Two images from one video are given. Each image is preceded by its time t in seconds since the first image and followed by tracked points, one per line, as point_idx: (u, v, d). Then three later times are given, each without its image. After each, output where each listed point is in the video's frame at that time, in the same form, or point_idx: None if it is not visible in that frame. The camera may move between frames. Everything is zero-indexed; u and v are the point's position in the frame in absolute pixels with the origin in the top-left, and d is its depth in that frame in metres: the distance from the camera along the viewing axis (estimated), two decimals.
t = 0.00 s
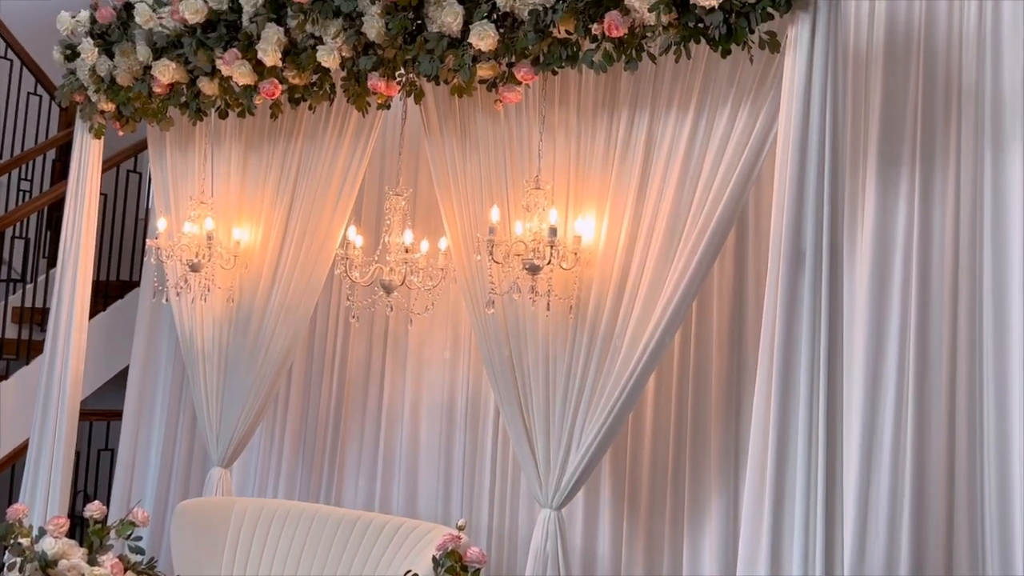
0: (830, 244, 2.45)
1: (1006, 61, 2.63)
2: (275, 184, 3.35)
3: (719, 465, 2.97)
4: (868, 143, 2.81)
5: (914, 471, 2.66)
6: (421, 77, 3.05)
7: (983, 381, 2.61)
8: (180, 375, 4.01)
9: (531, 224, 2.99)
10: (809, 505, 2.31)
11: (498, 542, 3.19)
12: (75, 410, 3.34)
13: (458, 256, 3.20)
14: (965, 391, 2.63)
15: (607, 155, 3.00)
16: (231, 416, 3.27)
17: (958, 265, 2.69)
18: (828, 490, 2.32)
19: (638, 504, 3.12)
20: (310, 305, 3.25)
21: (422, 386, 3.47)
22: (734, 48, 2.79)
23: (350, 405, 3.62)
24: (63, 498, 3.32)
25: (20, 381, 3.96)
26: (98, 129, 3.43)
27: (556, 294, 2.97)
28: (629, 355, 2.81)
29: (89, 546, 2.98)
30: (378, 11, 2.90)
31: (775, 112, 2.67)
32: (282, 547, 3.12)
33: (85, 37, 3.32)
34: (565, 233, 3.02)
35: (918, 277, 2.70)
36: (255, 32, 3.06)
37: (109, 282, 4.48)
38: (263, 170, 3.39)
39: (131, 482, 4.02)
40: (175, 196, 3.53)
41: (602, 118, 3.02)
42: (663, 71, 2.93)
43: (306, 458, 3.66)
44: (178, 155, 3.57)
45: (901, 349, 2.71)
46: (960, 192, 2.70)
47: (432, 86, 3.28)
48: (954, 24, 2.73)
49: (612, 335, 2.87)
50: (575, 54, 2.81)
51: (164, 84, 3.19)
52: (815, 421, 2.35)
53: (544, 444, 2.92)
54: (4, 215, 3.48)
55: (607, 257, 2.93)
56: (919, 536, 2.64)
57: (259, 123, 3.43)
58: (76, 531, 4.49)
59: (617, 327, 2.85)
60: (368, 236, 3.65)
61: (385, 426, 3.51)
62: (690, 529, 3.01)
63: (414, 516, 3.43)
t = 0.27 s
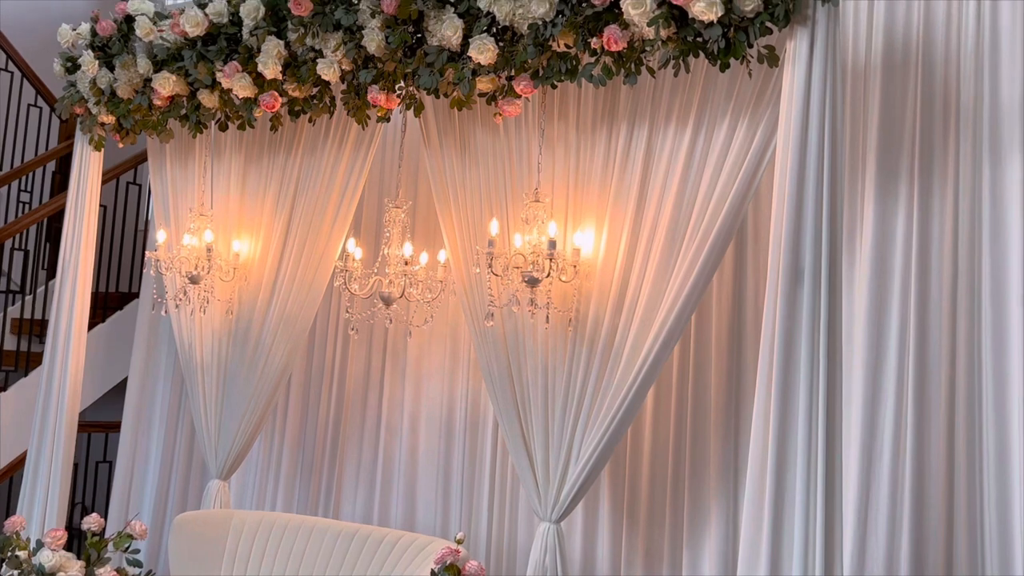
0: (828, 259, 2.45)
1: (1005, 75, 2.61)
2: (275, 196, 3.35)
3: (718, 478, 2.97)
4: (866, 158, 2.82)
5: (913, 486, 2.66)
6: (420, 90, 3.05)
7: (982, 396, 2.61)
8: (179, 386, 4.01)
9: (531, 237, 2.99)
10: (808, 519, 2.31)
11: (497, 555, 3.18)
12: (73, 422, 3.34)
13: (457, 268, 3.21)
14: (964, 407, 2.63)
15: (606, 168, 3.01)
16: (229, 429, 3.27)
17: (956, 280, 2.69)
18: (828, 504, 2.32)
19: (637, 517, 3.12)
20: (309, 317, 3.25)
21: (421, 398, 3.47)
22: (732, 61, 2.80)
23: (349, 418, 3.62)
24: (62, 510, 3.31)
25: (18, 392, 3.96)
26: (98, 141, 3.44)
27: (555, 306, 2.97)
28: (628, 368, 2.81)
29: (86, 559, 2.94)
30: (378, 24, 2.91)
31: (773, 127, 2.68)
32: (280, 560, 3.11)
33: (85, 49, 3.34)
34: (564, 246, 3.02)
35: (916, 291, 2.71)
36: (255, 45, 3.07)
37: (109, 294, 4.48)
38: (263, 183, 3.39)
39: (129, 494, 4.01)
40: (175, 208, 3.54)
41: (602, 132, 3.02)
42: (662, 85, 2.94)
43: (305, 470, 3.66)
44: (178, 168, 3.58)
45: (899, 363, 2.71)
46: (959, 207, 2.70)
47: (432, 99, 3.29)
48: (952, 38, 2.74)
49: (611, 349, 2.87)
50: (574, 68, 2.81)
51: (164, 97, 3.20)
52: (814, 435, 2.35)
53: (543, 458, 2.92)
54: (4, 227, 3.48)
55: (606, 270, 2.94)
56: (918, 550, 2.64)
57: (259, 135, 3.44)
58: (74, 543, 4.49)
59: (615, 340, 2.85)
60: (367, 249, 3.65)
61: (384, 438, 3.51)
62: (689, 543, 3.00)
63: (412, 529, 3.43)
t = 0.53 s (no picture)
0: (827, 272, 2.45)
1: (1002, 89, 2.65)
2: (274, 208, 3.35)
3: (718, 491, 2.96)
4: (864, 171, 2.82)
5: (912, 500, 2.65)
6: (420, 103, 3.06)
7: (982, 410, 2.60)
8: (177, 398, 4.01)
9: (530, 249, 3.00)
10: (807, 533, 2.30)
11: (495, 568, 3.17)
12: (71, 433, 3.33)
13: (456, 280, 3.21)
14: (963, 420, 2.63)
15: (605, 181, 3.01)
16: (227, 440, 3.26)
17: (955, 293, 2.69)
18: (827, 519, 2.31)
19: (636, 530, 3.11)
20: (308, 329, 3.25)
21: (420, 410, 3.46)
22: (731, 74, 2.80)
23: (347, 429, 3.61)
24: (59, 523, 3.31)
25: (16, 404, 3.96)
26: (98, 152, 3.44)
27: (554, 318, 2.97)
28: (626, 381, 2.80)
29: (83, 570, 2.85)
30: (378, 37, 2.91)
31: (772, 140, 2.68)
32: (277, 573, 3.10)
33: (85, 61, 3.35)
34: (563, 258, 3.02)
35: (915, 304, 2.70)
36: (255, 57, 3.08)
37: (107, 305, 4.47)
38: (262, 194, 3.40)
39: (127, 506, 4.01)
40: (174, 219, 3.54)
41: (601, 144, 3.03)
42: (660, 98, 2.95)
43: (303, 482, 3.65)
44: (178, 180, 3.58)
45: (898, 376, 2.70)
46: (957, 220, 2.70)
47: (431, 111, 3.30)
48: (949, 53, 2.75)
49: (609, 361, 2.87)
50: (573, 81, 2.81)
51: (164, 109, 3.20)
52: (813, 450, 2.34)
53: (541, 470, 2.91)
54: (3, 238, 3.48)
55: (605, 281, 2.94)
56: (918, 564, 2.63)
57: (259, 147, 3.44)
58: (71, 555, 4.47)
59: (614, 353, 2.85)
60: (366, 261, 3.65)
61: (382, 450, 3.50)
62: (688, 556, 2.99)
63: (411, 542, 3.42)
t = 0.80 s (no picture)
0: (825, 285, 2.45)
1: (1000, 102, 2.65)
2: (273, 220, 3.35)
3: (716, 504, 2.96)
4: (863, 184, 2.82)
5: (911, 512, 2.64)
6: (419, 115, 3.07)
7: (981, 423, 2.60)
8: (175, 410, 4.00)
9: (528, 261, 3.00)
10: (806, 546, 2.30)
11: None
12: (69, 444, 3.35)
13: (455, 292, 3.21)
14: (962, 434, 2.62)
15: (603, 193, 3.01)
16: (225, 452, 3.25)
17: (953, 306, 2.69)
18: (826, 533, 2.30)
19: (635, 542, 3.10)
20: (306, 341, 3.25)
21: (418, 422, 3.46)
22: (729, 87, 2.81)
23: (345, 441, 3.61)
24: (56, 535, 3.30)
25: (14, 415, 3.95)
26: (98, 164, 3.45)
27: (553, 330, 2.97)
28: (625, 393, 2.80)
29: None
30: (378, 49, 2.92)
31: (770, 153, 2.69)
32: None
33: (85, 73, 3.37)
34: (562, 270, 3.02)
35: (914, 317, 2.70)
36: (254, 70, 3.09)
37: (106, 316, 4.47)
38: (261, 206, 3.40)
39: (124, 518, 4.00)
40: (173, 231, 3.55)
41: (599, 157, 3.03)
42: (659, 111, 2.95)
43: (301, 494, 3.64)
44: (177, 191, 3.59)
45: (897, 390, 2.70)
46: (955, 233, 2.70)
47: (430, 124, 3.30)
48: (947, 67, 2.76)
49: (608, 374, 2.86)
50: (572, 93, 2.81)
51: (163, 120, 3.21)
52: (812, 463, 2.34)
53: (540, 482, 2.90)
54: (2, 249, 3.48)
55: (604, 293, 2.94)
56: None
57: (258, 159, 3.45)
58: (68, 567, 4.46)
59: (613, 366, 2.85)
60: (365, 272, 3.66)
61: (380, 463, 3.50)
62: (687, 569, 2.98)
63: (409, 554, 3.41)
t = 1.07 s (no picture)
0: (824, 298, 2.45)
1: (998, 117, 2.67)
2: (272, 231, 3.35)
3: (716, 518, 2.95)
4: (861, 197, 2.83)
5: (910, 526, 2.63)
6: (419, 127, 3.07)
7: (979, 436, 2.60)
8: (173, 421, 4.00)
9: (527, 273, 3.01)
10: (805, 560, 2.29)
11: None
12: (67, 455, 3.35)
13: (454, 303, 3.21)
14: (961, 450, 2.62)
15: (602, 206, 3.01)
16: (224, 464, 3.25)
17: (952, 319, 2.69)
18: (825, 548, 2.30)
19: (633, 556, 3.09)
20: (305, 352, 3.24)
21: (417, 434, 3.45)
22: (728, 101, 2.81)
23: (344, 453, 3.60)
24: (53, 547, 3.29)
25: (12, 426, 3.94)
26: (97, 175, 3.45)
27: (552, 342, 2.97)
28: (625, 405, 2.79)
29: None
30: (378, 62, 2.94)
31: (768, 166, 2.69)
32: None
33: (86, 84, 3.38)
34: (561, 282, 3.03)
35: (913, 330, 2.70)
36: (254, 81, 3.10)
37: (104, 327, 4.47)
38: (260, 217, 3.40)
39: (122, 530, 3.99)
40: (172, 242, 3.55)
41: (598, 170, 3.04)
42: (658, 124, 2.96)
43: (299, 506, 3.63)
44: (177, 203, 3.59)
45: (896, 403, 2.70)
46: (954, 247, 2.71)
47: (430, 136, 3.31)
48: (946, 81, 2.77)
49: (607, 386, 2.86)
50: (570, 106, 2.82)
51: (163, 132, 3.22)
52: (811, 478, 2.34)
53: (538, 495, 2.89)
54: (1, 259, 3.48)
55: (603, 305, 2.94)
56: None
57: (258, 171, 3.45)
58: None
59: (612, 378, 2.84)
60: (365, 283, 3.65)
61: (379, 475, 3.49)
62: None
63: (407, 566, 3.40)
